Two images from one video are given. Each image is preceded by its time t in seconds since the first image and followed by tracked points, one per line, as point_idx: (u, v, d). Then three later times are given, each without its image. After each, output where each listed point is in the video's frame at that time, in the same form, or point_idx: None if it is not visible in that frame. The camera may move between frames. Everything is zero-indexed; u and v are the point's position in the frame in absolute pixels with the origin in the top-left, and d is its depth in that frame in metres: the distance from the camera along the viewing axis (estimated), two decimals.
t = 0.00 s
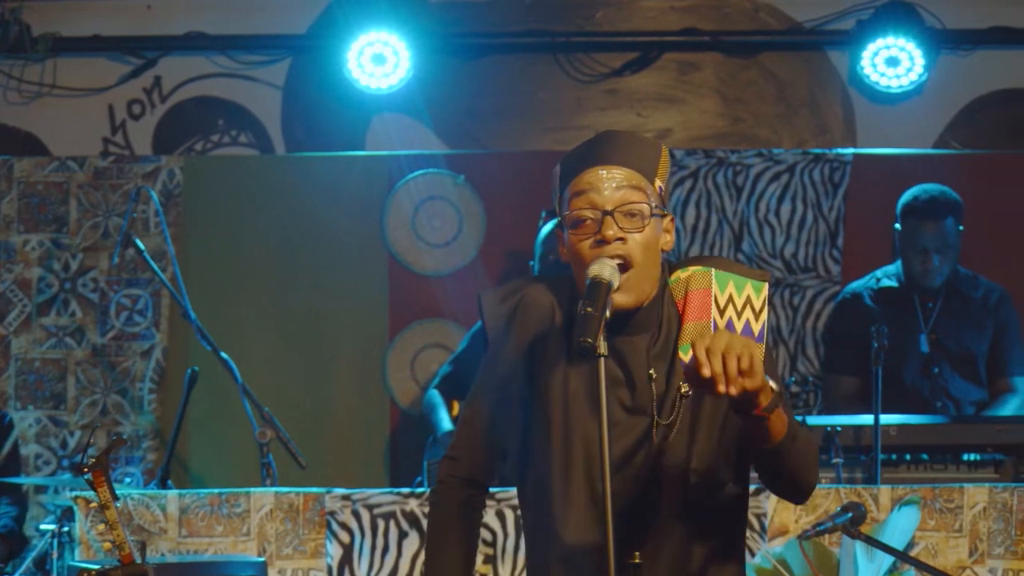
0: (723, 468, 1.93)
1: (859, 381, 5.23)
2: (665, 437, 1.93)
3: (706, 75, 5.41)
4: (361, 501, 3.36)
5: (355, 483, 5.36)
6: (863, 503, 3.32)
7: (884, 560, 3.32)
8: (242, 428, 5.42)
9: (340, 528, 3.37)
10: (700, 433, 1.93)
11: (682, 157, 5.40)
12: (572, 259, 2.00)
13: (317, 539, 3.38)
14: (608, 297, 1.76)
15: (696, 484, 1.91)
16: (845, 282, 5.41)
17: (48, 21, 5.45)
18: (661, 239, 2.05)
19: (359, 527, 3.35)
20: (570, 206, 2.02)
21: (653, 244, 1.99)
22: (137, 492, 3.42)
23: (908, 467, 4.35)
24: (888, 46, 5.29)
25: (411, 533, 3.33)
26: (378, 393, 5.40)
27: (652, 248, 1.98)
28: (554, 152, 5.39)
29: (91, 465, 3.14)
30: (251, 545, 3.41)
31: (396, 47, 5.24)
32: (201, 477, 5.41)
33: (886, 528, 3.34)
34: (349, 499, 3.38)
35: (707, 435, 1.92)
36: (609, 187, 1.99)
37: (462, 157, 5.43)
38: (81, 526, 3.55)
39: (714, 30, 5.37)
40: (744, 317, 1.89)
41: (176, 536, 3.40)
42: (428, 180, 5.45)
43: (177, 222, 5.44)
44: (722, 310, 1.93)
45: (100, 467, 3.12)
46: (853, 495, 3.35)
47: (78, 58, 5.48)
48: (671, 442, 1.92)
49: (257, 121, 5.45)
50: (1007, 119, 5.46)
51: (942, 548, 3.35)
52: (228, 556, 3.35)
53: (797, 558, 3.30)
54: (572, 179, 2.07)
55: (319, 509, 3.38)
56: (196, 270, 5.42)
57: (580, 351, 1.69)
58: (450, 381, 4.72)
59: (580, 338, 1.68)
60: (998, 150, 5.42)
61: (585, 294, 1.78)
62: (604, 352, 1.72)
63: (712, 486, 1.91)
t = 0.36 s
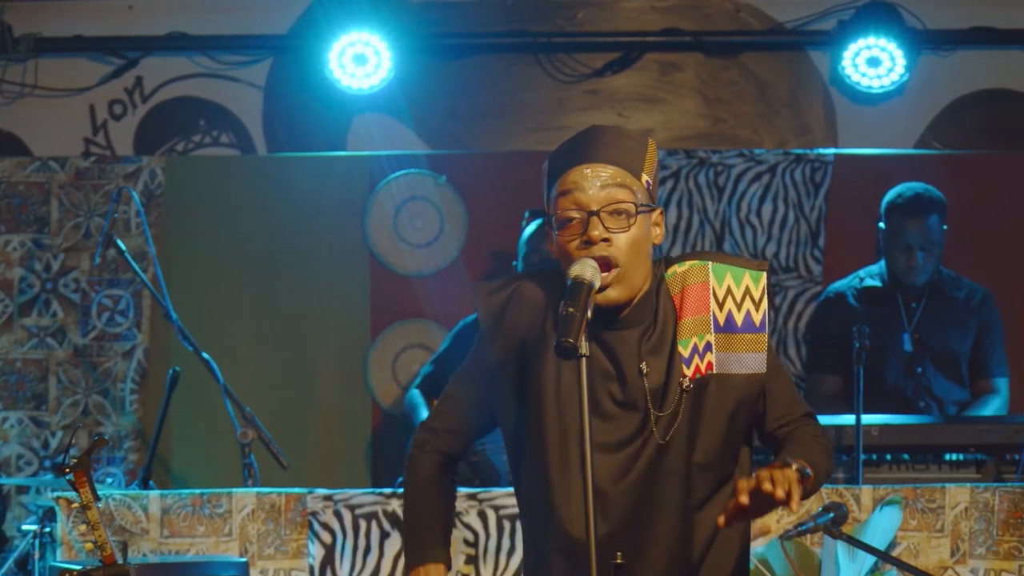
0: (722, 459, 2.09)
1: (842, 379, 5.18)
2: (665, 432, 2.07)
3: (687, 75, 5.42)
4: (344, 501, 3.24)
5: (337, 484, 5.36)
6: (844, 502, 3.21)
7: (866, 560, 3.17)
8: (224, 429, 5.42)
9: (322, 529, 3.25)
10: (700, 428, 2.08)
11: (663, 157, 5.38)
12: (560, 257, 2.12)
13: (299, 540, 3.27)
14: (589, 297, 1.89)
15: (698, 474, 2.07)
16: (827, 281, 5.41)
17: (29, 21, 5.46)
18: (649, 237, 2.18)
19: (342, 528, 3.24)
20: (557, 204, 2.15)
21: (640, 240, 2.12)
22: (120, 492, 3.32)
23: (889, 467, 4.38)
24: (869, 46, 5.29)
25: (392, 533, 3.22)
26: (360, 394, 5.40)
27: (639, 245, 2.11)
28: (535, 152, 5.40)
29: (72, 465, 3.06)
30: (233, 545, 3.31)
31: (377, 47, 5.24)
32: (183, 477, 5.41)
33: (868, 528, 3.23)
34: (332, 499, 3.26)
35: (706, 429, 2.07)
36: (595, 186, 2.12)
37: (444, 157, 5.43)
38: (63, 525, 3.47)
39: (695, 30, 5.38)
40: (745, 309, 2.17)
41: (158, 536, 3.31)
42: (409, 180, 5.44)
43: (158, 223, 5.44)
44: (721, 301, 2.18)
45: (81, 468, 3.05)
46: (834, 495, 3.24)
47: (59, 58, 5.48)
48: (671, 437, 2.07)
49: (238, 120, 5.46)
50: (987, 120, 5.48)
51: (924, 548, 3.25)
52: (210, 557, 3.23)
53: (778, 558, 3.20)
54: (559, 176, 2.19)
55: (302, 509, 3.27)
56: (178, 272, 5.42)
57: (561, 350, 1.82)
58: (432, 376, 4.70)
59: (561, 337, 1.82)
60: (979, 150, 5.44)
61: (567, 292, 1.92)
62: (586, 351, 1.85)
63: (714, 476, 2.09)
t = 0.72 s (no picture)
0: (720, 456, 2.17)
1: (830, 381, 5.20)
2: (661, 434, 2.15)
3: (674, 75, 5.42)
4: (330, 501, 3.24)
5: (325, 484, 5.36)
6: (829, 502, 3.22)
7: (852, 560, 3.26)
8: (211, 429, 5.42)
9: (309, 529, 3.25)
10: (698, 428, 2.17)
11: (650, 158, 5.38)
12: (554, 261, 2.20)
13: (286, 540, 3.27)
14: (575, 298, 1.94)
15: (697, 473, 2.16)
16: (815, 282, 5.40)
17: (15, 21, 5.45)
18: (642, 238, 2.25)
19: (328, 528, 3.23)
20: (548, 209, 2.21)
21: (631, 244, 2.19)
22: (105, 492, 3.33)
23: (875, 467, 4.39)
24: (856, 46, 5.29)
25: (380, 533, 3.23)
26: (347, 394, 5.39)
27: (630, 248, 2.18)
28: (522, 153, 5.40)
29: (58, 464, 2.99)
30: (219, 546, 3.32)
31: (364, 47, 5.24)
32: (170, 477, 5.41)
33: (854, 528, 3.26)
34: (319, 500, 3.26)
35: (705, 429, 2.17)
36: (586, 192, 2.18)
37: (431, 158, 5.43)
38: (50, 527, 3.47)
39: (682, 30, 5.38)
40: (742, 310, 2.27)
41: (144, 536, 3.32)
42: (396, 181, 5.44)
43: (145, 223, 5.44)
44: (718, 302, 2.27)
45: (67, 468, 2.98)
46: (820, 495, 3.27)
47: (46, 58, 5.48)
48: (668, 438, 2.15)
49: (225, 121, 5.45)
50: (974, 120, 5.47)
51: (911, 548, 3.27)
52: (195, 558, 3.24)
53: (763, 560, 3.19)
54: (550, 179, 2.25)
55: (288, 509, 3.27)
56: (164, 272, 5.42)
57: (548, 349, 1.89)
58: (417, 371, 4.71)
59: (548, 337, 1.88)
60: (966, 151, 5.43)
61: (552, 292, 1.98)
62: (570, 350, 1.90)
63: (714, 475, 2.17)
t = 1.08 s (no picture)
0: (705, 466, 2.15)
1: (811, 381, 5.19)
2: (646, 444, 2.15)
3: (657, 76, 5.43)
4: (314, 502, 3.25)
5: (309, 485, 5.37)
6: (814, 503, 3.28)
7: (836, 560, 3.30)
8: (195, 429, 5.42)
9: (293, 529, 3.25)
10: (684, 438, 2.17)
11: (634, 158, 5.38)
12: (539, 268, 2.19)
13: (270, 540, 3.28)
14: (558, 297, 1.94)
15: (686, 484, 2.14)
16: (798, 283, 5.39)
17: None
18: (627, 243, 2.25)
19: (313, 529, 3.25)
20: (534, 215, 2.21)
21: (616, 250, 2.18)
22: (90, 493, 3.33)
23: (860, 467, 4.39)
24: (839, 47, 5.29)
25: (363, 534, 3.24)
26: (330, 394, 5.40)
27: (615, 255, 2.18)
28: (505, 153, 5.40)
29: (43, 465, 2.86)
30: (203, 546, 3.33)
31: (347, 47, 5.25)
32: (153, 477, 5.41)
33: (839, 527, 3.30)
34: (303, 500, 3.27)
35: (693, 439, 2.16)
36: (571, 198, 2.18)
37: (413, 158, 5.43)
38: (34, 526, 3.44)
39: (666, 30, 5.37)
40: (729, 321, 2.24)
41: (127, 536, 3.32)
42: (380, 181, 5.44)
43: (128, 223, 5.43)
44: (705, 313, 2.26)
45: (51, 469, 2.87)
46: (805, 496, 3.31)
47: (30, 59, 5.48)
48: (653, 448, 2.15)
49: (209, 121, 5.47)
50: (958, 120, 5.48)
51: (894, 548, 3.31)
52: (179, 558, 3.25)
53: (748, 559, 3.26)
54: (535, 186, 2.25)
55: (272, 509, 3.28)
56: (149, 272, 5.42)
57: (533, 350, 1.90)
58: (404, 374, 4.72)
59: (532, 337, 1.88)
60: (950, 150, 5.44)
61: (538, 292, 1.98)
62: (555, 351, 1.91)
63: (704, 487, 2.16)
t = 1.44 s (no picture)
0: (674, 473, 2.16)
1: (800, 381, 5.23)
2: (616, 446, 2.14)
3: (644, 76, 5.42)
4: (300, 502, 3.24)
5: (295, 485, 5.37)
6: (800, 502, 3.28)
7: (822, 560, 3.29)
8: (181, 430, 5.41)
9: (279, 529, 3.26)
10: (654, 442, 2.16)
11: (621, 159, 5.39)
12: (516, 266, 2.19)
13: (256, 541, 3.27)
14: (545, 298, 1.95)
15: (654, 489, 2.14)
16: (784, 283, 5.39)
17: None
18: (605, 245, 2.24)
19: (298, 528, 3.24)
20: (512, 213, 2.21)
21: (594, 251, 2.17)
22: (76, 493, 3.32)
23: (847, 467, 4.44)
24: (825, 47, 5.30)
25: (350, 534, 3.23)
26: (317, 394, 5.40)
27: (592, 255, 2.16)
28: (492, 153, 5.40)
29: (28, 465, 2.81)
30: (190, 546, 3.32)
31: (334, 48, 5.24)
32: (140, 477, 5.41)
33: (825, 528, 3.29)
34: (289, 500, 3.27)
35: (662, 443, 2.16)
36: (550, 197, 2.18)
37: (400, 158, 5.43)
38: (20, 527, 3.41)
39: (653, 30, 5.37)
40: (703, 326, 2.26)
41: (115, 537, 3.31)
42: (366, 181, 5.43)
43: (114, 224, 5.44)
44: (678, 317, 2.26)
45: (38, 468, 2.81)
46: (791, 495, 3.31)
47: (17, 60, 5.48)
48: (622, 451, 2.14)
49: (195, 121, 5.46)
50: (945, 120, 5.47)
51: (881, 548, 3.30)
52: (167, 558, 3.25)
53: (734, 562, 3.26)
54: (514, 185, 2.25)
55: (258, 510, 3.27)
56: (135, 272, 5.42)
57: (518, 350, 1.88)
58: (387, 372, 4.69)
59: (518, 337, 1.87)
60: (936, 151, 5.44)
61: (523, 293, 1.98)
62: (541, 351, 1.91)
63: (671, 492, 2.16)
